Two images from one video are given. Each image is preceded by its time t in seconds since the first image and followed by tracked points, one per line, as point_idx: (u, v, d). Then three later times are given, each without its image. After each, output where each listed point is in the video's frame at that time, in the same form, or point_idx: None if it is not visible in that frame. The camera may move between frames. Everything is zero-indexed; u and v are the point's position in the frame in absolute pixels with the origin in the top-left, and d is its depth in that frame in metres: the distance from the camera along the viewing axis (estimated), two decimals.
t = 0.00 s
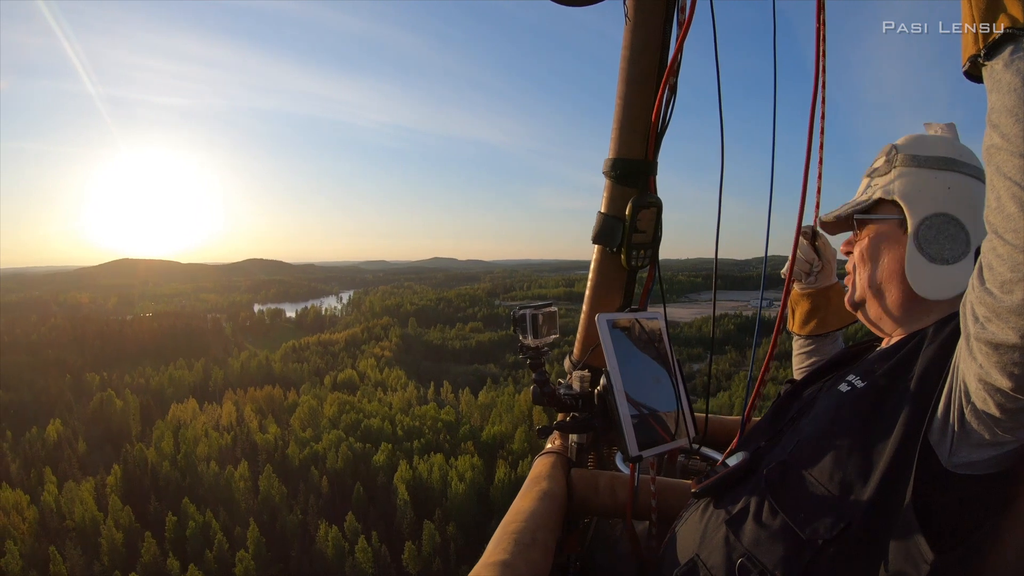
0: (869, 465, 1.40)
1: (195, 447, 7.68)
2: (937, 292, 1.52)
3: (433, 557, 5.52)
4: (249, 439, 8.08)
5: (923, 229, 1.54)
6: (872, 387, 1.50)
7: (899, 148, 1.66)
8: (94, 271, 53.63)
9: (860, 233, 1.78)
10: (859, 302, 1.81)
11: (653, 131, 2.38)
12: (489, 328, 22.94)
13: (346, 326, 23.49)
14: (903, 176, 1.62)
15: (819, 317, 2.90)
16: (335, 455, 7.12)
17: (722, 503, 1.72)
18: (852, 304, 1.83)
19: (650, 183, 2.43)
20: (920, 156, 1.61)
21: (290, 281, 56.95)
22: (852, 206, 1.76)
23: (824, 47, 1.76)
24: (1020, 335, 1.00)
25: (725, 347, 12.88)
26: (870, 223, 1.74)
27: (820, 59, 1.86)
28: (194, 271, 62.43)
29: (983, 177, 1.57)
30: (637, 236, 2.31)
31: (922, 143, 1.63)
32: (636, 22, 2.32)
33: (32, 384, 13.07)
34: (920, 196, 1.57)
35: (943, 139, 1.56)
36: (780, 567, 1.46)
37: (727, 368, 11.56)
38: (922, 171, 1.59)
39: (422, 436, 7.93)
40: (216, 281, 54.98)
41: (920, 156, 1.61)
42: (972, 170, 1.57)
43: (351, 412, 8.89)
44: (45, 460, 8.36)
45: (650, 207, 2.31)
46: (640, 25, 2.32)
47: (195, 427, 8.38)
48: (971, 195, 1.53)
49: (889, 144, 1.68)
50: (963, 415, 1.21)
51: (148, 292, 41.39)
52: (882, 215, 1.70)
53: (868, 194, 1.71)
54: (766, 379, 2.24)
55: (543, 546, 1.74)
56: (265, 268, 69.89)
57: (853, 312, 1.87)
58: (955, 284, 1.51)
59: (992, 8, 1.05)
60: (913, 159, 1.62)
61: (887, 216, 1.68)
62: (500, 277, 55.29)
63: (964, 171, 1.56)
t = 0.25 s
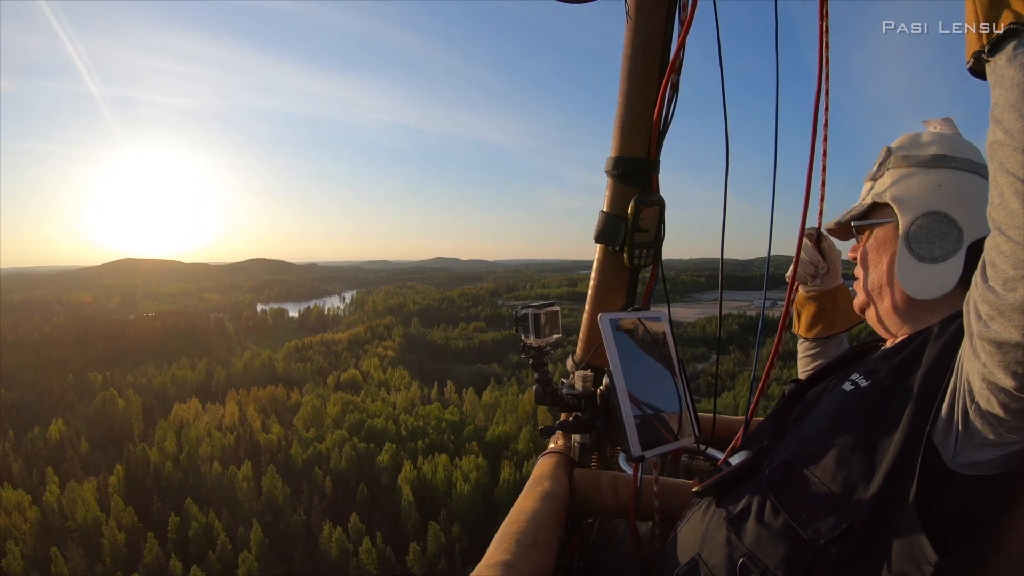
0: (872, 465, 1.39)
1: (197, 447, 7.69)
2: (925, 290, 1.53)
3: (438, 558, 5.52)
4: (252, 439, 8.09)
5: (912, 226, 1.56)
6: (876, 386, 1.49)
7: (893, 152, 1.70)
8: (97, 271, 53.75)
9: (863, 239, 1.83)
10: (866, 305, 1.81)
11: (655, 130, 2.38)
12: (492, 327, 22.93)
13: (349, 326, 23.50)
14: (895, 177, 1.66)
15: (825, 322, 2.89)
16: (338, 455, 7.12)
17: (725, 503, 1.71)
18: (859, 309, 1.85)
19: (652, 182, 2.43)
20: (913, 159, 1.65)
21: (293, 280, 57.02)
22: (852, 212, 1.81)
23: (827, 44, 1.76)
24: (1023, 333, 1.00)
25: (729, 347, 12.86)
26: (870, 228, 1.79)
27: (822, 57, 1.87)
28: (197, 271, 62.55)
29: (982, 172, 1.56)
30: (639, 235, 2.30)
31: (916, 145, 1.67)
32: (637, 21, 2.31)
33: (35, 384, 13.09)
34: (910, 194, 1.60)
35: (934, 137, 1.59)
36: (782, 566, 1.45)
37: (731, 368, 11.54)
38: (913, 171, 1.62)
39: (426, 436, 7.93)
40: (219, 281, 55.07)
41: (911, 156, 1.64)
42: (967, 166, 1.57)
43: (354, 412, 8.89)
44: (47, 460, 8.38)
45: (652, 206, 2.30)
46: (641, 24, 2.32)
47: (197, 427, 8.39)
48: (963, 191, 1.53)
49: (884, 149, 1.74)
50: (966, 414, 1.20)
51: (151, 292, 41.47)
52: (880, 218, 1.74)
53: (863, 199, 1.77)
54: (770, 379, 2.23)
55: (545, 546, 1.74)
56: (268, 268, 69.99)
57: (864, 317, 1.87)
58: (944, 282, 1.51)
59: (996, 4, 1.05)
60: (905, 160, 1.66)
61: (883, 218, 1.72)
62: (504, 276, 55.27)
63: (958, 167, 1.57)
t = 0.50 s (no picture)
0: (875, 465, 1.39)
1: (198, 447, 7.69)
2: (918, 290, 1.54)
3: (441, 559, 5.52)
4: (253, 439, 8.09)
5: (907, 228, 1.57)
6: (879, 386, 1.49)
7: (890, 157, 1.72)
8: (98, 270, 53.77)
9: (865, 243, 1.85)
10: (871, 308, 1.82)
11: (658, 130, 2.37)
12: (493, 327, 22.93)
13: (350, 326, 23.49)
14: (892, 181, 1.68)
15: (832, 331, 2.89)
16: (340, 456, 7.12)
17: (726, 502, 1.71)
18: (864, 312, 1.85)
19: (655, 182, 2.42)
20: (907, 161, 1.67)
21: (294, 280, 57.04)
22: (853, 217, 1.83)
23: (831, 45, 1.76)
24: None
25: (731, 347, 12.85)
26: (870, 232, 1.81)
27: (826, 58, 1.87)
28: (198, 271, 62.58)
29: (978, 170, 1.55)
30: (642, 236, 2.30)
31: (912, 148, 1.68)
32: (640, 20, 2.31)
33: (35, 383, 13.09)
34: (905, 197, 1.61)
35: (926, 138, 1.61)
36: (784, 567, 1.45)
37: (733, 368, 11.54)
38: (908, 173, 1.64)
39: (429, 436, 7.93)
40: (220, 281, 55.08)
41: (906, 159, 1.66)
42: (960, 164, 1.57)
43: (356, 412, 8.90)
44: (48, 460, 8.38)
45: (656, 206, 2.29)
46: (645, 23, 2.31)
47: (199, 427, 8.39)
48: (956, 189, 1.53)
49: (883, 153, 1.76)
50: (971, 414, 1.20)
51: (152, 292, 41.47)
52: (879, 221, 1.76)
53: (861, 203, 1.79)
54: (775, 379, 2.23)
55: (548, 547, 1.73)
56: (269, 268, 70.00)
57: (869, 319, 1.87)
58: (936, 280, 1.51)
59: (1002, 5, 1.04)
60: (901, 164, 1.68)
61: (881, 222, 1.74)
62: (505, 276, 55.28)
63: (952, 167, 1.57)
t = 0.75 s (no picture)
0: (877, 465, 1.39)
1: (198, 447, 7.69)
2: (919, 289, 1.54)
3: (445, 560, 5.51)
4: (254, 439, 8.09)
5: (907, 229, 1.57)
6: (880, 385, 1.49)
7: (890, 159, 1.72)
8: (98, 270, 53.77)
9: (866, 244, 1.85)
10: (873, 308, 1.81)
11: (661, 129, 2.37)
12: (494, 328, 22.94)
13: (350, 326, 23.50)
14: (892, 182, 1.68)
15: (837, 340, 2.87)
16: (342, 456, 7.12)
17: (729, 502, 1.71)
18: (866, 313, 1.86)
19: (658, 182, 2.42)
20: (907, 163, 1.67)
21: (294, 280, 57.07)
22: (854, 219, 1.84)
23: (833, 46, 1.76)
24: None
25: (732, 347, 12.86)
26: (871, 233, 1.81)
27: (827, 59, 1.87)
28: (198, 270, 62.59)
29: (978, 170, 1.55)
30: (644, 235, 2.29)
31: (910, 150, 1.68)
32: (643, 20, 2.30)
33: (35, 383, 13.09)
34: (905, 199, 1.61)
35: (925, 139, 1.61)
36: (787, 567, 1.45)
37: (735, 368, 11.55)
38: (907, 174, 1.64)
39: (431, 436, 7.94)
40: (220, 280, 55.09)
41: (906, 161, 1.66)
42: (960, 164, 1.56)
43: (357, 412, 8.90)
44: (47, 460, 8.38)
45: (658, 206, 2.28)
46: (647, 22, 2.30)
47: (199, 427, 8.40)
48: (956, 189, 1.52)
49: (883, 155, 1.76)
50: (974, 414, 1.19)
51: (152, 292, 41.48)
52: (879, 222, 1.76)
53: (862, 204, 1.80)
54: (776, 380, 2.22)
55: (550, 547, 1.73)
56: (270, 267, 70.01)
57: (871, 319, 1.86)
58: (936, 280, 1.51)
59: (1006, 7, 1.04)
60: (901, 166, 1.67)
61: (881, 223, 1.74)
62: (505, 276, 55.29)
63: (951, 168, 1.57)
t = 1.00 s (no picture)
0: (875, 465, 1.39)
1: (198, 447, 7.69)
2: (917, 290, 1.55)
3: (447, 561, 5.51)
4: (254, 439, 8.10)
5: (907, 230, 1.58)
6: (878, 385, 1.49)
7: (890, 159, 1.73)
8: (98, 269, 53.75)
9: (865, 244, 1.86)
10: (870, 308, 1.82)
11: (660, 130, 2.37)
12: (495, 327, 22.95)
13: (350, 326, 23.49)
14: (892, 182, 1.68)
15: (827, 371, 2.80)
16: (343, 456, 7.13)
17: (728, 502, 1.71)
18: (864, 312, 1.86)
19: (656, 183, 2.42)
20: (908, 163, 1.68)
21: (295, 279, 57.10)
22: (853, 218, 1.84)
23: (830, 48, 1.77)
24: None
25: (733, 347, 12.87)
26: (870, 232, 1.82)
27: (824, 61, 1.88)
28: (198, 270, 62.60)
29: (978, 172, 1.55)
30: (643, 236, 2.30)
31: (911, 150, 1.68)
32: (642, 22, 2.31)
33: (35, 382, 13.10)
34: (904, 199, 1.62)
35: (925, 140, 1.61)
36: (786, 567, 1.45)
37: (736, 368, 11.55)
38: (908, 174, 1.64)
39: (432, 436, 7.95)
40: (220, 280, 55.08)
41: (906, 161, 1.66)
42: (960, 166, 1.57)
43: (357, 412, 8.91)
44: (46, 459, 8.39)
45: (656, 207, 2.29)
46: (646, 23, 2.31)
47: (199, 427, 8.40)
48: (955, 190, 1.53)
49: (883, 155, 1.77)
50: (969, 413, 1.20)
51: (151, 291, 41.46)
52: (878, 222, 1.77)
53: (861, 204, 1.80)
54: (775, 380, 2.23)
55: (548, 546, 1.74)
56: (270, 267, 70.00)
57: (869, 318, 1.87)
58: (934, 280, 1.52)
59: (1002, 8, 1.04)
60: (902, 165, 1.68)
61: (880, 223, 1.75)
62: (506, 276, 55.30)
63: (951, 169, 1.57)
